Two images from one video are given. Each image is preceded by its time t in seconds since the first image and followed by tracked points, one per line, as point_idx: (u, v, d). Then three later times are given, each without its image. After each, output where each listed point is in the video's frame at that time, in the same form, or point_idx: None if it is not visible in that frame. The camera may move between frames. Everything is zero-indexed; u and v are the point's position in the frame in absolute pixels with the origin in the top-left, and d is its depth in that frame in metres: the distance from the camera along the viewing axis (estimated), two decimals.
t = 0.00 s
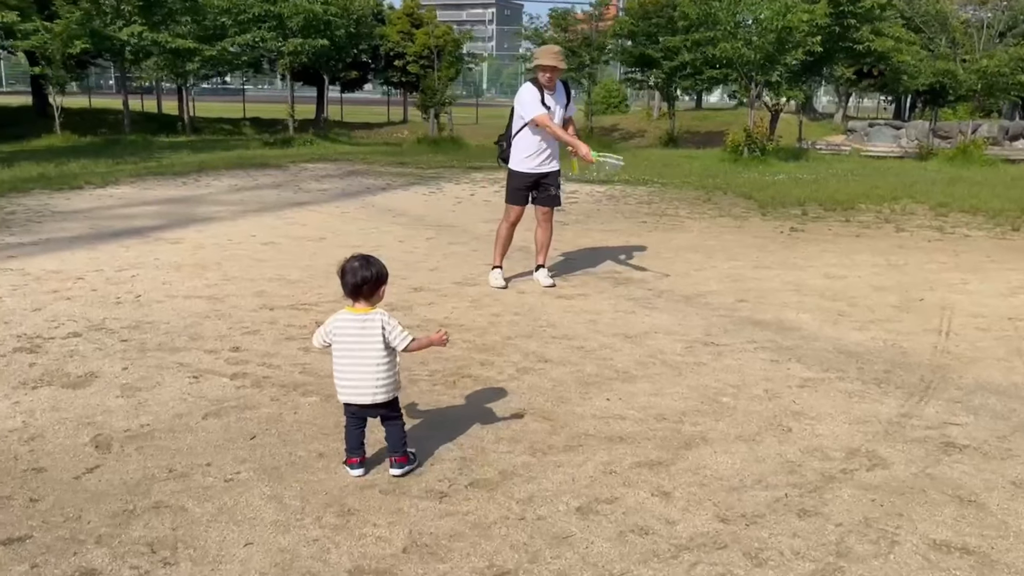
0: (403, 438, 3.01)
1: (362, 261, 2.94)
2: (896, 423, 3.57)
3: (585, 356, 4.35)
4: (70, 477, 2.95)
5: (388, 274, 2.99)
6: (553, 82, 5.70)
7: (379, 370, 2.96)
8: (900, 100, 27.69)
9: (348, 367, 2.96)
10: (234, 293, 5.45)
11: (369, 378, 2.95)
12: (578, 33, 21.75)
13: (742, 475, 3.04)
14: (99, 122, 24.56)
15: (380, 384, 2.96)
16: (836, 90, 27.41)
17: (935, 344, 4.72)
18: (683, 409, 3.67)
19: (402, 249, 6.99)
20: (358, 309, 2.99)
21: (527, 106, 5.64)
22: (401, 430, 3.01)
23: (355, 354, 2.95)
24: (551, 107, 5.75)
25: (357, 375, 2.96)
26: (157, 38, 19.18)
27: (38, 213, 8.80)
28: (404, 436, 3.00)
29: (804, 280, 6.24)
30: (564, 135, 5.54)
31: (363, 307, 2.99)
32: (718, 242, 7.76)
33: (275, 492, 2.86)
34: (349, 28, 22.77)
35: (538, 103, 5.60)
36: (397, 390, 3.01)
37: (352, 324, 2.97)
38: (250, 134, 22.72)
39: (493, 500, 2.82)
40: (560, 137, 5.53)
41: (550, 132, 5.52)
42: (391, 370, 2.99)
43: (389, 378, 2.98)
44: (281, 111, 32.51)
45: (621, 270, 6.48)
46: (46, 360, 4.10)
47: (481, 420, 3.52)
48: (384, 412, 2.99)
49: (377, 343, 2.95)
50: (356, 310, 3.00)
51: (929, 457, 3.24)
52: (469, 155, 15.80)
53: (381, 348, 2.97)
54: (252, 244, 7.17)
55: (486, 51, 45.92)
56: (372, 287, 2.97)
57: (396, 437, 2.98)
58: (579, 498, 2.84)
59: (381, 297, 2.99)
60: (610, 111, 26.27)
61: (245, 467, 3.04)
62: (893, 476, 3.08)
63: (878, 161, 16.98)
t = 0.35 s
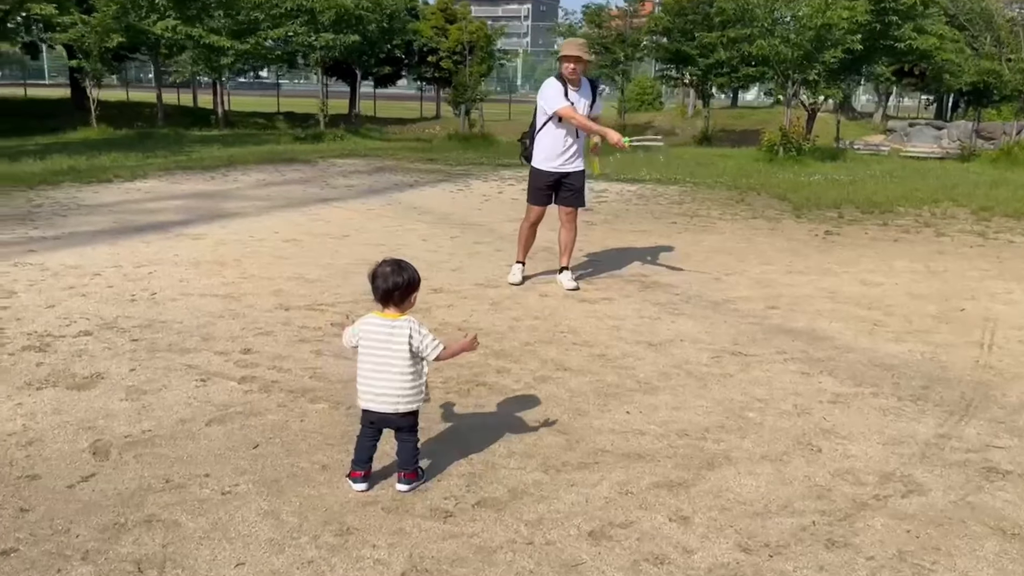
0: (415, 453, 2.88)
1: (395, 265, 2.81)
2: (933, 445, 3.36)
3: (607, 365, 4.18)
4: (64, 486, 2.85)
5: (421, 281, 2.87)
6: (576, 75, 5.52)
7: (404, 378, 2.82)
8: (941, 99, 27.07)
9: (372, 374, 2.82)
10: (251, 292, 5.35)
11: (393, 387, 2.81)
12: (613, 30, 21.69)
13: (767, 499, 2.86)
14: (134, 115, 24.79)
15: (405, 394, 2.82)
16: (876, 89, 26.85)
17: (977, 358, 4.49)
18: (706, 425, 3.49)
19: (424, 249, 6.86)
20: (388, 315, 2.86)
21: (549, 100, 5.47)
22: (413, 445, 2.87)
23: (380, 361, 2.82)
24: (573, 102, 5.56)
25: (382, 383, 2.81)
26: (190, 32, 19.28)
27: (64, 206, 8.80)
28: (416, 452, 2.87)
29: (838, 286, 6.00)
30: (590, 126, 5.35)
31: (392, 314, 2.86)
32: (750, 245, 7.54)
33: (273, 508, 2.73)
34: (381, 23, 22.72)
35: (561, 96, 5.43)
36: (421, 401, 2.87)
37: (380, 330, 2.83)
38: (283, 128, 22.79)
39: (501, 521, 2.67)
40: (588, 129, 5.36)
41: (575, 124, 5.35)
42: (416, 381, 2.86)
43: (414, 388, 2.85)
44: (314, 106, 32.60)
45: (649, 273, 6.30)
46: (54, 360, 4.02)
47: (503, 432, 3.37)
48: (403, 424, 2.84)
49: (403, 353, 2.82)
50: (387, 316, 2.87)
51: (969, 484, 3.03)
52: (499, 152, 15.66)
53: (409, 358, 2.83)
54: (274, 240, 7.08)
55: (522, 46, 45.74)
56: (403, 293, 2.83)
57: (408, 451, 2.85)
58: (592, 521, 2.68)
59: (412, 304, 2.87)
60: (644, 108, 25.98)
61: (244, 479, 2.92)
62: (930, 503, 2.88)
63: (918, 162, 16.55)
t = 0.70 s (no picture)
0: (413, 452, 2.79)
1: (405, 261, 2.78)
2: (956, 459, 3.20)
3: (616, 368, 4.05)
4: (48, 485, 2.78)
5: (431, 276, 2.84)
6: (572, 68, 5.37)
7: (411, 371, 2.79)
8: (976, 100, 26.53)
9: (379, 366, 2.78)
10: (259, 287, 5.27)
11: (400, 380, 2.77)
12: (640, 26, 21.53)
13: (775, 514, 2.73)
14: (162, 108, 24.97)
15: (413, 388, 2.79)
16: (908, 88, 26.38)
17: (1005, 367, 4.30)
18: (717, 434, 3.36)
19: (439, 245, 6.76)
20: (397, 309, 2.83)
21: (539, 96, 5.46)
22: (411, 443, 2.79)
23: (386, 355, 2.78)
24: (564, 97, 5.45)
25: (388, 375, 2.78)
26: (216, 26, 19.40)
27: (83, 198, 8.81)
28: (412, 454, 2.75)
29: (862, 289, 5.82)
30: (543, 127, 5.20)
31: (401, 308, 2.83)
32: (772, 246, 7.36)
33: (259, 512, 2.64)
34: (406, 19, 22.67)
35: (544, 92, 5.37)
36: (428, 397, 2.83)
37: (390, 323, 2.80)
38: (309, 123, 22.82)
39: (494, 532, 2.55)
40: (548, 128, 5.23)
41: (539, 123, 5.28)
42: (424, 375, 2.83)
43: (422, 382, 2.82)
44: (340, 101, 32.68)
45: (666, 273, 6.15)
46: (54, 353, 3.96)
47: (506, 434, 3.27)
48: (403, 422, 2.79)
49: (410, 347, 2.78)
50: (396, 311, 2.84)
51: (993, 503, 2.87)
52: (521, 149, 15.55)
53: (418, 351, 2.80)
54: (288, 235, 7.01)
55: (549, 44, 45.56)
56: (411, 288, 2.81)
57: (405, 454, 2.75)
58: (590, 535, 2.56)
59: (422, 299, 2.84)
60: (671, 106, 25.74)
61: (233, 482, 2.82)
62: (951, 522, 2.72)
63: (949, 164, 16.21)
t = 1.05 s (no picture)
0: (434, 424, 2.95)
1: (404, 249, 2.86)
2: (977, 482, 3.03)
3: (623, 375, 3.92)
4: (27, 485, 2.70)
5: (431, 264, 2.91)
6: (565, 63, 5.21)
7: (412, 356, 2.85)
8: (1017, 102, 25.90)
9: (380, 351, 2.85)
10: (267, 283, 5.19)
11: (400, 365, 2.84)
12: (672, 22, 21.11)
13: (779, 537, 2.59)
14: (194, 100, 25.14)
15: (413, 373, 2.85)
16: (948, 89, 25.82)
17: None
18: (725, 448, 3.22)
19: (454, 242, 6.66)
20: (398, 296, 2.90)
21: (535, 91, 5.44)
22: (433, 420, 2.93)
23: (391, 342, 2.85)
24: (556, 92, 5.36)
25: (389, 360, 2.84)
26: (246, 18, 19.86)
27: (105, 188, 8.81)
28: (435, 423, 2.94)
29: (888, 297, 5.63)
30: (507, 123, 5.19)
31: (403, 295, 2.90)
32: (797, 249, 7.17)
33: (239, 520, 2.54)
34: (436, 13, 22.59)
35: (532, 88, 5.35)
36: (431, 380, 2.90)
37: (391, 309, 2.87)
38: (338, 116, 22.84)
39: (480, 549, 2.44)
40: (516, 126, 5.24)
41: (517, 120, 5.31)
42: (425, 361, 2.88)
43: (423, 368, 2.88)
44: (370, 95, 32.74)
45: (684, 276, 6.00)
46: (52, 347, 3.90)
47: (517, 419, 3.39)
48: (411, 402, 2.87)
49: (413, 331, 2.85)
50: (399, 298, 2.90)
51: (1015, 532, 2.70)
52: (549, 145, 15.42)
53: (418, 337, 2.87)
54: (303, 229, 6.94)
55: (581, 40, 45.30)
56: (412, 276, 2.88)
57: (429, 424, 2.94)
58: (581, 554, 2.44)
59: (423, 287, 2.91)
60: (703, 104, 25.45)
61: (215, 487, 2.73)
62: (968, 553, 2.56)
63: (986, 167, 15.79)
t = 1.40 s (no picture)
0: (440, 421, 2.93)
1: (433, 237, 2.89)
2: (1003, 501, 2.87)
3: (634, 381, 3.78)
4: (7, 486, 2.61)
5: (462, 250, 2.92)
6: (586, 56, 5.07)
7: (438, 340, 2.93)
8: None
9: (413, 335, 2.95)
10: (273, 278, 5.09)
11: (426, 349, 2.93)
12: (695, 18, 20.66)
13: (789, 558, 2.45)
14: (217, 94, 25.22)
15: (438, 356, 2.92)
16: (977, 90, 25.37)
17: None
18: (735, 458, 3.07)
19: (466, 240, 6.54)
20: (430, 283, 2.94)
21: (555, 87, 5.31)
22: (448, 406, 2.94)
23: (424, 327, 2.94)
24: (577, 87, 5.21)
25: (418, 344, 2.95)
26: (268, 12, 20.30)
27: (119, 180, 8.77)
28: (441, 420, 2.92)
29: (912, 301, 5.44)
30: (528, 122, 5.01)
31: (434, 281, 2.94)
32: (819, 251, 6.98)
33: (221, 528, 2.43)
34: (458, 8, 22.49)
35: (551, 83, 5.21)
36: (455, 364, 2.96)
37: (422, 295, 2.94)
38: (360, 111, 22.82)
39: (471, 564, 2.32)
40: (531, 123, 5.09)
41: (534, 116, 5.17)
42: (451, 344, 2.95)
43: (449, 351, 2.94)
44: (393, 90, 32.73)
45: (700, 277, 5.84)
46: (48, 341, 3.81)
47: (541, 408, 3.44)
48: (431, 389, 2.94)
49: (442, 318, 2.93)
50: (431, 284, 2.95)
51: None
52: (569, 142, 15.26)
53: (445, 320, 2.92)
54: (314, 224, 6.84)
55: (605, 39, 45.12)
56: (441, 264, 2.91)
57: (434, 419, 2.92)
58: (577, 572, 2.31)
59: (456, 272, 2.94)
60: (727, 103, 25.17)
61: (199, 491, 2.62)
62: None
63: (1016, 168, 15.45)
